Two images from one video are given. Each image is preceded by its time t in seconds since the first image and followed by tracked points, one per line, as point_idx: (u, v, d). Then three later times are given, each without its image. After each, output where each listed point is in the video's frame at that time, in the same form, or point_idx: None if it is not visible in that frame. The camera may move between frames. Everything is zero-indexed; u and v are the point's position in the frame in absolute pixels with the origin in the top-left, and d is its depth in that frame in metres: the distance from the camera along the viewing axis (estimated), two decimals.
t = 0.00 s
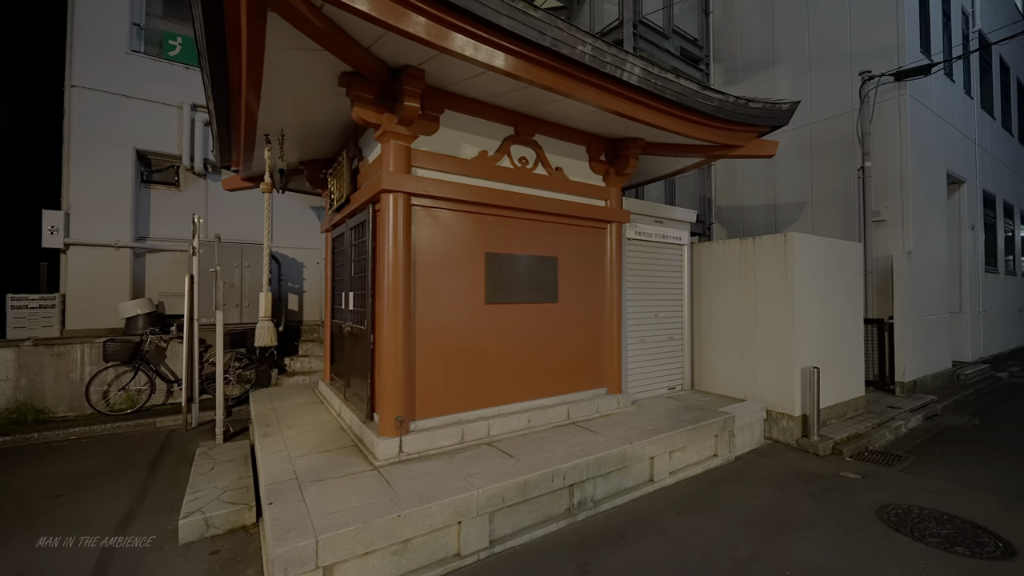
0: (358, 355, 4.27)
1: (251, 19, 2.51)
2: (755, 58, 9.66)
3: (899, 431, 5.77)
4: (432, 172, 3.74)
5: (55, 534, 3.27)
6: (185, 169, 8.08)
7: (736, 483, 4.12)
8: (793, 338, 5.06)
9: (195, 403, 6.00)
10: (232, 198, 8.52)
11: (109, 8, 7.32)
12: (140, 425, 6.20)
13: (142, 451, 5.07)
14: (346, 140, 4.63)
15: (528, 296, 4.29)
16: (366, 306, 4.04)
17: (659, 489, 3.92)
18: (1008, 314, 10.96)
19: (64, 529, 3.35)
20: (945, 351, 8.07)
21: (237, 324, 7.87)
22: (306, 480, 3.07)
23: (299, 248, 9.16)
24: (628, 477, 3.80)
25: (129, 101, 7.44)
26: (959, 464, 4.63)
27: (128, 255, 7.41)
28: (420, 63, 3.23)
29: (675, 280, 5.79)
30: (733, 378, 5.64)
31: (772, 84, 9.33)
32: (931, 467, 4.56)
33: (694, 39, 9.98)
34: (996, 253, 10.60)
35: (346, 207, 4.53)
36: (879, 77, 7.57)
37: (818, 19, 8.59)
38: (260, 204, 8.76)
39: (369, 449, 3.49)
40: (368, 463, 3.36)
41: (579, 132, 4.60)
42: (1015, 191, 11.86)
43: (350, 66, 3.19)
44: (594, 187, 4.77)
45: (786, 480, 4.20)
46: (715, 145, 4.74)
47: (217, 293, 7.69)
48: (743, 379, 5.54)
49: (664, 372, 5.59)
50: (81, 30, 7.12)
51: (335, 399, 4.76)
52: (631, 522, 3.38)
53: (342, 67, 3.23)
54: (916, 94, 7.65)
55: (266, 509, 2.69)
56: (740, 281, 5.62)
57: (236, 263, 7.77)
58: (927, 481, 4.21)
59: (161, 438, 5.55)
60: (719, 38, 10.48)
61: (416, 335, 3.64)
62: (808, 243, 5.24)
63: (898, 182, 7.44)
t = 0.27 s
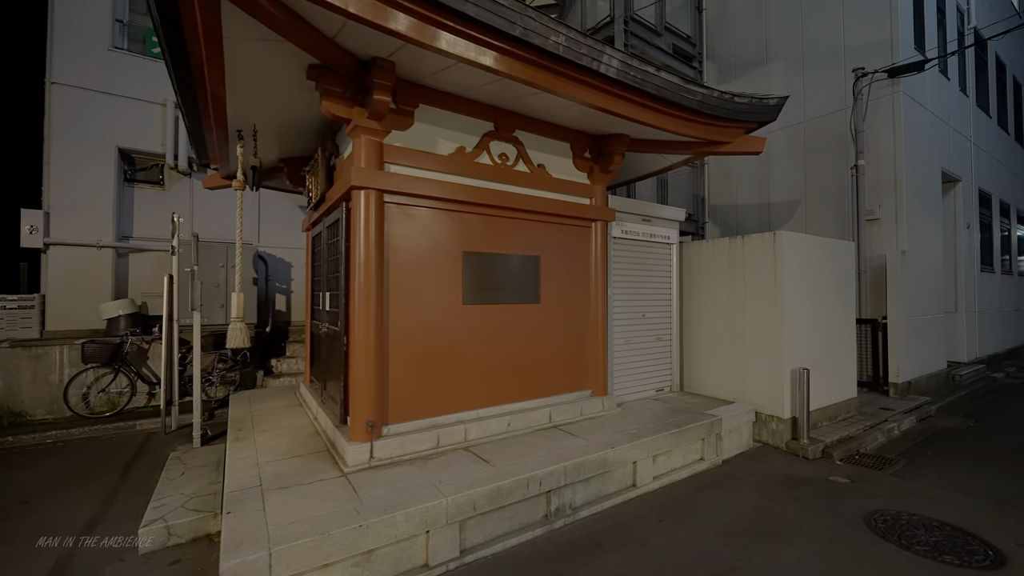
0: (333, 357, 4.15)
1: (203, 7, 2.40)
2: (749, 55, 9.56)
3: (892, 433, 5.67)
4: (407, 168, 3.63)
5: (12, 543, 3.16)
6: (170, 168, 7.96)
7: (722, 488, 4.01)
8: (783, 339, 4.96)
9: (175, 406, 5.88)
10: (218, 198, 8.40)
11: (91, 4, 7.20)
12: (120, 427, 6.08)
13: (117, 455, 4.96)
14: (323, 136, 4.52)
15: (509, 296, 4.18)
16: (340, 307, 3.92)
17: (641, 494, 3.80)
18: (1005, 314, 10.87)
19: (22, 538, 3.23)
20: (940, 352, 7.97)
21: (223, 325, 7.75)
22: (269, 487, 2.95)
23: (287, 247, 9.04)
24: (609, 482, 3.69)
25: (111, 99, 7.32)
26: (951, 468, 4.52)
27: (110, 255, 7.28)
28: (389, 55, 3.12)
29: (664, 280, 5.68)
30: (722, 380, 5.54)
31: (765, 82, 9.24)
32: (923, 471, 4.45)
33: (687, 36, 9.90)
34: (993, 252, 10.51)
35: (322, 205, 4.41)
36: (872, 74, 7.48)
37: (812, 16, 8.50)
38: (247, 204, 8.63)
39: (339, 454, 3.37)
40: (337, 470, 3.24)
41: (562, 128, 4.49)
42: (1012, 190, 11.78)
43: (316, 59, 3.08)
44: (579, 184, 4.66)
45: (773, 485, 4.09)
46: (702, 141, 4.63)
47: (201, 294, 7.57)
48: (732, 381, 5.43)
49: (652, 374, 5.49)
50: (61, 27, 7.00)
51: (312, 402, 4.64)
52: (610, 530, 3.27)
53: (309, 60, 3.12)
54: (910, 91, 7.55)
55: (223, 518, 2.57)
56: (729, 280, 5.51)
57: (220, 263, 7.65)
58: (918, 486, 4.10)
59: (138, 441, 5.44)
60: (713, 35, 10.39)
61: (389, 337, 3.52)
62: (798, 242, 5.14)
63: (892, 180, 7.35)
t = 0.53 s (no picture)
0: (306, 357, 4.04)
1: None
2: (742, 52, 9.47)
3: (883, 435, 5.56)
4: (378, 163, 3.52)
5: None
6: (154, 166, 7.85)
7: (705, 492, 3.91)
8: (771, 338, 4.85)
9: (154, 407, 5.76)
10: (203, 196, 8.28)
11: None
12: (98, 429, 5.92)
13: (90, 457, 4.84)
14: (298, 131, 4.41)
15: (487, 295, 4.06)
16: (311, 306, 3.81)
17: (621, 499, 3.69)
18: (1001, 314, 10.78)
19: None
20: (934, 352, 7.87)
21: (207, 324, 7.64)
22: (229, 493, 2.84)
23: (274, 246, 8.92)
24: (588, 486, 3.58)
25: (93, 96, 7.21)
26: (942, 471, 4.42)
27: (92, 254, 7.16)
28: (355, 44, 3.01)
29: (651, 279, 5.57)
30: (710, 381, 5.43)
31: (758, 79, 9.16)
32: (913, 474, 4.35)
33: (680, 33, 9.81)
34: (989, 251, 10.41)
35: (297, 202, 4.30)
36: (865, 70, 7.39)
37: (804, 13, 8.41)
38: (233, 202, 8.52)
39: (306, 459, 3.26)
40: (303, 475, 3.13)
41: (543, 123, 4.38)
42: (1008, 189, 11.69)
43: (280, 49, 2.98)
44: (562, 181, 4.55)
45: (758, 489, 3.99)
46: (687, 136, 4.52)
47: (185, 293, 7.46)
48: (720, 382, 5.32)
49: (638, 375, 5.38)
50: (41, 22, 6.89)
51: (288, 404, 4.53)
52: (586, 536, 3.16)
53: (272, 50, 3.01)
54: (903, 88, 7.46)
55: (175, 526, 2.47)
56: (718, 279, 5.40)
57: (204, 262, 7.54)
58: (907, 490, 4.00)
59: (114, 443, 5.32)
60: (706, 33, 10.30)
61: (359, 337, 3.41)
62: (786, 240, 5.04)
63: (885, 178, 7.25)
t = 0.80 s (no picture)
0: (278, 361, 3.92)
1: None
2: (736, 50, 9.37)
3: (876, 439, 5.44)
4: (349, 160, 3.41)
5: None
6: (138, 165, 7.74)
7: (689, 500, 3.79)
8: (760, 340, 4.73)
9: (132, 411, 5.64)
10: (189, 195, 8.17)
11: None
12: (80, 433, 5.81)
13: (62, 462, 4.73)
14: (273, 128, 4.30)
15: (465, 295, 3.95)
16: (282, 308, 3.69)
17: (602, 508, 3.58)
18: (999, 315, 10.66)
19: None
20: (930, 354, 7.75)
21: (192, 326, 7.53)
22: (185, 503, 2.73)
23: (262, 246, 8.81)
24: (566, 495, 3.46)
25: (75, 94, 7.11)
26: (935, 478, 4.30)
27: (74, 254, 7.04)
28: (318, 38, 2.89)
29: (639, 280, 5.45)
30: (699, 384, 5.31)
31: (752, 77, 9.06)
32: (904, 481, 4.23)
33: (673, 31, 9.71)
34: (988, 252, 10.28)
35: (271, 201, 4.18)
36: (859, 67, 7.29)
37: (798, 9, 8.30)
38: (220, 201, 8.41)
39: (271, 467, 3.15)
40: (266, 483, 3.01)
41: (524, 120, 4.27)
42: (1006, 188, 11.58)
43: (241, 43, 2.86)
44: (544, 180, 4.44)
45: (743, 497, 3.86)
46: (673, 133, 4.40)
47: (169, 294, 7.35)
48: (709, 385, 5.20)
49: (625, 378, 5.26)
50: (23, 19, 6.79)
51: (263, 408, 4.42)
52: (561, 548, 3.05)
53: (233, 43, 2.90)
54: (898, 85, 7.35)
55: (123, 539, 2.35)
56: (706, 280, 5.28)
57: (189, 262, 7.43)
58: (897, 498, 3.87)
59: (89, 448, 5.21)
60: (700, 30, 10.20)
61: (327, 340, 3.30)
62: (776, 240, 4.92)
63: (880, 176, 7.13)
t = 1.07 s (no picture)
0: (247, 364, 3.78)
1: None
2: (730, 46, 9.24)
3: (869, 442, 5.31)
4: (317, 153, 3.26)
5: None
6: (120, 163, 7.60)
7: (674, 506, 3.66)
8: (750, 341, 4.59)
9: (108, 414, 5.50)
10: (173, 193, 8.02)
11: None
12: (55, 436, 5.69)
13: (32, 467, 4.60)
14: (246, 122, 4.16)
15: (441, 294, 3.81)
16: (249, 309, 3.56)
17: (582, 515, 3.44)
18: (996, 314, 10.54)
19: None
20: (926, 354, 7.63)
21: (175, 326, 7.38)
22: (136, 514, 2.59)
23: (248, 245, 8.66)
24: (544, 502, 3.33)
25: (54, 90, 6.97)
26: (929, 482, 4.17)
27: (52, 253, 6.89)
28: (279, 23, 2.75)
29: (626, 278, 5.31)
30: (688, 385, 5.18)
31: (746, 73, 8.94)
32: (896, 486, 4.10)
33: (666, 27, 9.59)
34: (985, 250, 10.16)
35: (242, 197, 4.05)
36: (853, 62, 7.16)
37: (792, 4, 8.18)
38: (205, 200, 8.26)
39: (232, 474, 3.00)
40: (225, 492, 2.87)
41: (504, 113, 4.13)
42: (1004, 186, 11.46)
43: (196, 29, 2.74)
44: (526, 175, 4.30)
45: (729, 502, 3.73)
46: (659, 127, 4.26)
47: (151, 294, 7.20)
48: (698, 386, 5.07)
49: (613, 379, 5.13)
50: None
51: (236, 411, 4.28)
52: (536, 558, 2.91)
53: (189, 29, 2.76)
54: (893, 80, 7.23)
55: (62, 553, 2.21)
56: (695, 279, 5.15)
57: (171, 262, 7.28)
58: (888, 504, 3.74)
59: (62, 452, 5.07)
60: (693, 27, 10.07)
61: (294, 340, 3.17)
62: (766, 237, 4.78)
63: (874, 173, 7.01)
